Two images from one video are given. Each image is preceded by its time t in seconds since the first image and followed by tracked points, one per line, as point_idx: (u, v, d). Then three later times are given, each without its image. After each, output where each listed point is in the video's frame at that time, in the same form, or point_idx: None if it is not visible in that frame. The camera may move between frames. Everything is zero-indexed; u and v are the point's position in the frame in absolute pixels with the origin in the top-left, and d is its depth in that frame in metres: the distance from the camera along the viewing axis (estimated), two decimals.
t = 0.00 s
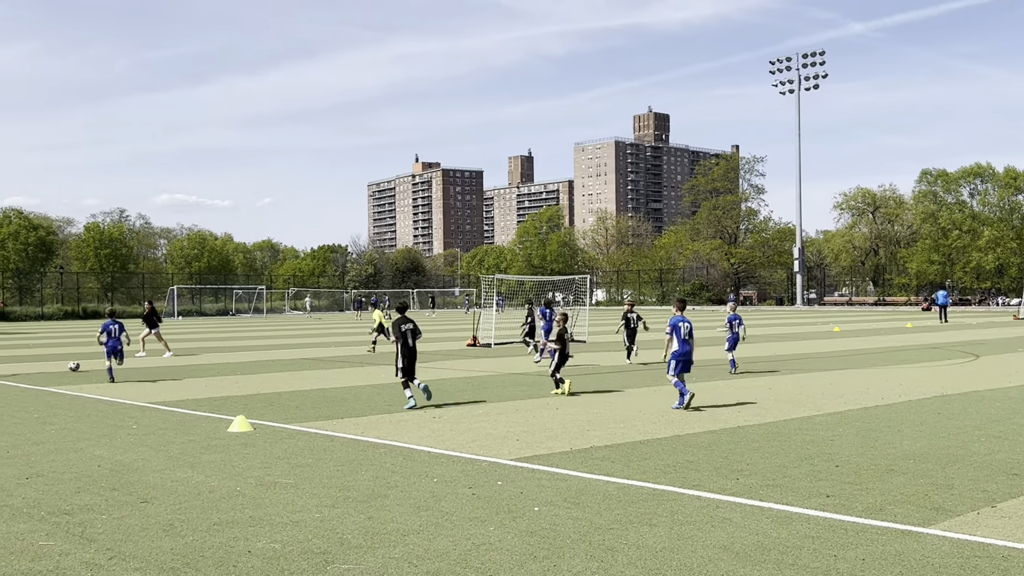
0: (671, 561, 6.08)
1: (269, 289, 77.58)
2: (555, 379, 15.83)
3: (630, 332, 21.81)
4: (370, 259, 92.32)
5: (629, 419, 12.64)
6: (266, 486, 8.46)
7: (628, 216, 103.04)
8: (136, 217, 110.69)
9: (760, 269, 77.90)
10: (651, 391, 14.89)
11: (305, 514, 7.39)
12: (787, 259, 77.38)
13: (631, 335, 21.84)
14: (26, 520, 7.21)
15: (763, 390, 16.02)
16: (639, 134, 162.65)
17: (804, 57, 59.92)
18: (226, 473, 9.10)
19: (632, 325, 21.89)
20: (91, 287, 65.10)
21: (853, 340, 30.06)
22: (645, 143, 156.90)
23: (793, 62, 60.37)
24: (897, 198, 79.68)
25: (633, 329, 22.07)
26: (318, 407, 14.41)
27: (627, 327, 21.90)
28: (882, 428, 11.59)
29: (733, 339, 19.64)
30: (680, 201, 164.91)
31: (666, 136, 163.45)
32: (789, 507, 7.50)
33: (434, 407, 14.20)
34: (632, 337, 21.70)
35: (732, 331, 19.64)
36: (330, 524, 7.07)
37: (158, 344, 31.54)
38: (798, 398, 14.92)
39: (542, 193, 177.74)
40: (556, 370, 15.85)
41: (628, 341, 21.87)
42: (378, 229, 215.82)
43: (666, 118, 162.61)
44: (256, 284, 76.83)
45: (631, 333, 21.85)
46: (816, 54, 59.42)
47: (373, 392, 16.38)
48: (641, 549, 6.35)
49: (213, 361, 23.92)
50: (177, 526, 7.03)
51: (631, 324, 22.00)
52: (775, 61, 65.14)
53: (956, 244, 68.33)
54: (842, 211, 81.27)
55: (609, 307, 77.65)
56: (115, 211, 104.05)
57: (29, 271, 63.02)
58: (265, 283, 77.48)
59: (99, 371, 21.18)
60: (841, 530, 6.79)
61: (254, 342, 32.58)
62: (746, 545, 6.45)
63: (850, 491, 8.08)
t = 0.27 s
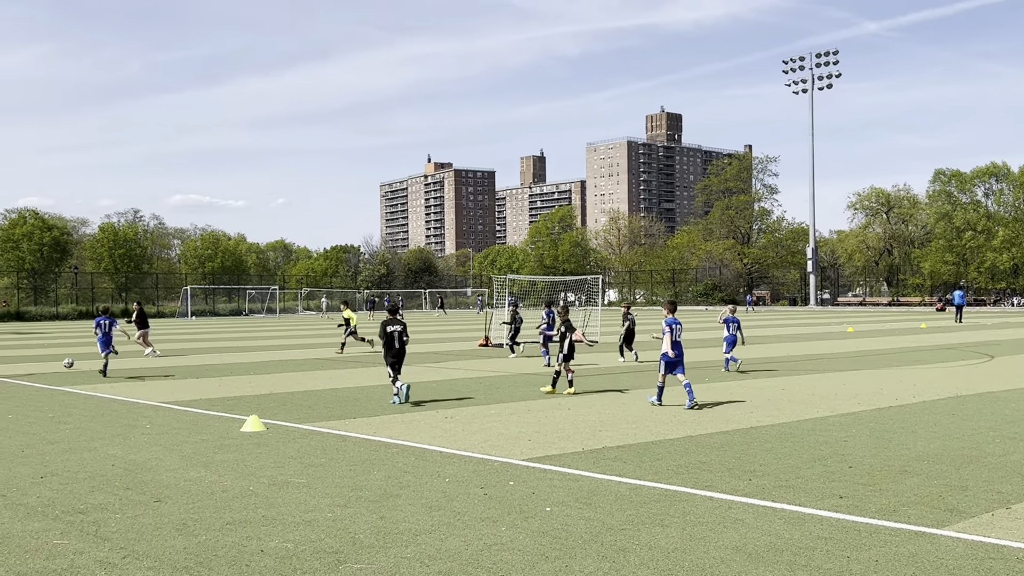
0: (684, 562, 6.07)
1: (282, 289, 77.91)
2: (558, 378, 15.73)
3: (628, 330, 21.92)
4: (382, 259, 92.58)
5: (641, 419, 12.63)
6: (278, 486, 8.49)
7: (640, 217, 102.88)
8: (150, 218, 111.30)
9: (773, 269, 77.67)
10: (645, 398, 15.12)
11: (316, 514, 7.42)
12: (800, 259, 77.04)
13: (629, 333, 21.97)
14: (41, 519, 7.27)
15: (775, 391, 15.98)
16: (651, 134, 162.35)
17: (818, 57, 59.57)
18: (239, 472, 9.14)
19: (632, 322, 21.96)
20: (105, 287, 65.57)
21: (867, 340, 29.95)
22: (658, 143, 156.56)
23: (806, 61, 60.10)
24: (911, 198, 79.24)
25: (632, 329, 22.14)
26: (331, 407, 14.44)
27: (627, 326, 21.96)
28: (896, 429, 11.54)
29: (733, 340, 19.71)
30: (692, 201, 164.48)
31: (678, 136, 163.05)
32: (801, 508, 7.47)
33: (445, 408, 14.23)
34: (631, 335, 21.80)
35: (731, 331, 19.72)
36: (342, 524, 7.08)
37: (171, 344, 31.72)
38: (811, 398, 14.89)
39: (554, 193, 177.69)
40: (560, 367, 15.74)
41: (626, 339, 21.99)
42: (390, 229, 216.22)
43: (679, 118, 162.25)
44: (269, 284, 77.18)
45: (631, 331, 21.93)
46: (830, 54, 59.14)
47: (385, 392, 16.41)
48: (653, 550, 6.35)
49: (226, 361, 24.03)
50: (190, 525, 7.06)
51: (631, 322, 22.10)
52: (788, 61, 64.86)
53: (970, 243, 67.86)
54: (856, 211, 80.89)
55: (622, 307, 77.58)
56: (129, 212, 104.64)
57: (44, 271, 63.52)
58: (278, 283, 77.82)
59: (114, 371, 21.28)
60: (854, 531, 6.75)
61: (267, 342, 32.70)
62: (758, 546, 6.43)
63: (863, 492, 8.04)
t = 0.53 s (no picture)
0: (695, 562, 6.06)
1: (294, 289, 78.19)
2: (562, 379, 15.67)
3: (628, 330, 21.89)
4: (393, 259, 92.77)
5: (653, 420, 12.63)
6: (290, 485, 8.51)
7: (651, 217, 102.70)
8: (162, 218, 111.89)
9: (785, 269, 77.42)
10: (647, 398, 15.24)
11: (328, 514, 7.43)
12: (812, 259, 76.72)
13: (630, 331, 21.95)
14: (54, 518, 7.32)
15: (787, 391, 15.94)
16: (662, 134, 162.00)
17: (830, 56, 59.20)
18: (250, 472, 9.17)
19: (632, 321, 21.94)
20: (117, 287, 65.95)
21: (879, 340, 29.85)
22: (669, 143, 156.24)
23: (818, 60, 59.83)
24: (923, 197, 78.81)
25: (632, 330, 22.14)
26: (342, 407, 14.47)
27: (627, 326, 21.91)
28: (908, 429, 11.49)
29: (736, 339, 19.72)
30: (704, 201, 164.00)
31: (690, 136, 162.61)
32: (814, 509, 7.44)
33: (457, 408, 14.25)
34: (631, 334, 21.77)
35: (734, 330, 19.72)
36: (353, 524, 7.10)
37: (183, 344, 31.91)
38: (823, 399, 14.85)
39: (564, 194, 177.60)
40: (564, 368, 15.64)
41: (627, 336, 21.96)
42: (401, 229, 216.62)
43: (690, 118, 161.83)
44: (281, 284, 77.48)
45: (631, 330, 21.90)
46: (842, 53, 58.87)
47: (395, 392, 16.45)
48: (664, 550, 6.33)
49: (238, 361, 24.13)
50: (202, 525, 7.09)
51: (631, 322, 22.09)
52: (799, 60, 64.61)
53: (983, 244, 67.38)
54: (868, 211, 80.52)
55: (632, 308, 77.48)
56: (141, 212, 105.23)
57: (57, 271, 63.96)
58: (290, 284, 78.11)
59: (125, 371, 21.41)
60: (866, 533, 6.72)
61: (279, 342, 32.82)
62: (770, 547, 6.40)
63: (876, 493, 7.99)
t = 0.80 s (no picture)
0: (705, 563, 6.05)
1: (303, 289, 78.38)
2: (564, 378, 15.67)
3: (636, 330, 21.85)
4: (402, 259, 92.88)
5: (662, 420, 12.61)
6: (300, 485, 8.53)
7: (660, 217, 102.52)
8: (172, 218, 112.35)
9: (795, 270, 77.20)
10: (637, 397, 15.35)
11: (337, 513, 7.45)
12: (822, 259, 76.37)
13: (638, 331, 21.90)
14: (64, 517, 7.35)
15: (797, 391, 15.90)
16: (671, 134, 161.65)
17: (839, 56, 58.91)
18: (260, 472, 9.20)
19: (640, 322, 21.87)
20: (127, 288, 66.23)
21: (890, 341, 29.71)
22: (678, 143, 155.95)
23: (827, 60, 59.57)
24: (934, 197, 78.47)
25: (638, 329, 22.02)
26: (352, 407, 14.50)
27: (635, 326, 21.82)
28: (919, 430, 11.43)
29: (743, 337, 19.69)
30: (713, 200, 163.56)
31: (699, 135, 162.18)
32: (823, 509, 7.43)
33: (466, 408, 14.26)
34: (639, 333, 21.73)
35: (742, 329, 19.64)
36: (363, 524, 7.11)
37: (193, 344, 32.05)
38: (833, 399, 14.80)
39: (574, 193, 177.46)
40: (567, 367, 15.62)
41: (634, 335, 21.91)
42: (410, 229, 216.94)
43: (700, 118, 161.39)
44: (290, 284, 77.69)
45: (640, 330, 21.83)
46: (852, 52, 58.57)
47: (404, 393, 16.47)
48: (673, 551, 6.32)
49: (248, 361, 24.23)
50: (212, 525, 7.12)
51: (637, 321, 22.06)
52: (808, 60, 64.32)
53: (994, 244, 66.93)
54: (878, 211, 80.18)
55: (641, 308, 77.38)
56: (152, 213, 105.73)
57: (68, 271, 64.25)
58: (299, 284, 78.30)
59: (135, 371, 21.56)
60: (876, 533, 6.69)
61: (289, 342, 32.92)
62: (779, 547, 6.39)
63: (886, 494, 7.96)
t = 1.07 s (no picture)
0: (710, 563, 6.05)
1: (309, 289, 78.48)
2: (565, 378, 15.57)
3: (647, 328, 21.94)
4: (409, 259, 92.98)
5: (669, 420, 12.62)
6: (306, 485, 8.54)
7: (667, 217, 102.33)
8: (179, 219, 112.61)
9: (802, 270, 76.94)
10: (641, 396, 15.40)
11: (344, 513, 7.47)
12: (830, 259, 76.13)
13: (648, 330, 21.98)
14: (72, 517, 7.38)
15: (803, 391, 15.93)
16: (678, 133, 161.40)
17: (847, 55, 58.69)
18: (267, 472, 9.20)
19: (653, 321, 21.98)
20: (135, 288, 66.44)
21: (897, 340, 29.67)
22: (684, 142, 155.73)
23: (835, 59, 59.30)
24: (942, 197, 78.19)
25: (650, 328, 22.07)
26: (359, 407, 14.52)
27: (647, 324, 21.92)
28: (926, 430, 11.41)
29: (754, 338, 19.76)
30: (720, 200, 163.26)
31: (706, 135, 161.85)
32: (830, 509, 7.42)
33: (472, 408, 14.27)
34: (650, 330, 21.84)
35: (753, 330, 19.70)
36: (369, 524, 7.12)
37: (201, 345, 32.13)
38: (840, 399, 14.76)
39: (580, 194, 177.28)
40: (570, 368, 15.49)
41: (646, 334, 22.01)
42: (416, 229, 217.11)
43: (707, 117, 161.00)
44: (297, 284, 77.83)
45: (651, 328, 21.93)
46: (859, 51, 58.31)
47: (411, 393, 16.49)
48: (680, 551, 6.31)
49: (254, 361, 24.28)
50: (219, 524, 7.14)
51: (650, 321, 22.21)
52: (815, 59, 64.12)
53: (1002, 243, 66.59)
54: (885, 211, 80.02)
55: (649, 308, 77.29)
56: (159, 213, 106.00)
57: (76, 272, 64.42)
58: (306, 284, 78.40)
59: (141, 371, 21.60)
60: (884, 534, 6.67)
61: (295, 342, 32.97)
62: (787, 547, 6.37)
63: (893, 494, 7.93)
